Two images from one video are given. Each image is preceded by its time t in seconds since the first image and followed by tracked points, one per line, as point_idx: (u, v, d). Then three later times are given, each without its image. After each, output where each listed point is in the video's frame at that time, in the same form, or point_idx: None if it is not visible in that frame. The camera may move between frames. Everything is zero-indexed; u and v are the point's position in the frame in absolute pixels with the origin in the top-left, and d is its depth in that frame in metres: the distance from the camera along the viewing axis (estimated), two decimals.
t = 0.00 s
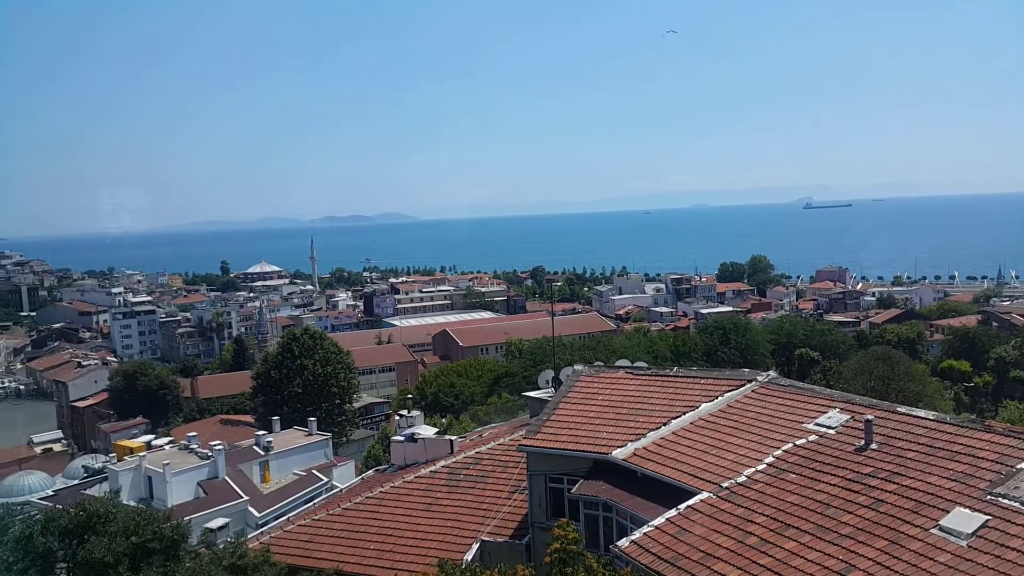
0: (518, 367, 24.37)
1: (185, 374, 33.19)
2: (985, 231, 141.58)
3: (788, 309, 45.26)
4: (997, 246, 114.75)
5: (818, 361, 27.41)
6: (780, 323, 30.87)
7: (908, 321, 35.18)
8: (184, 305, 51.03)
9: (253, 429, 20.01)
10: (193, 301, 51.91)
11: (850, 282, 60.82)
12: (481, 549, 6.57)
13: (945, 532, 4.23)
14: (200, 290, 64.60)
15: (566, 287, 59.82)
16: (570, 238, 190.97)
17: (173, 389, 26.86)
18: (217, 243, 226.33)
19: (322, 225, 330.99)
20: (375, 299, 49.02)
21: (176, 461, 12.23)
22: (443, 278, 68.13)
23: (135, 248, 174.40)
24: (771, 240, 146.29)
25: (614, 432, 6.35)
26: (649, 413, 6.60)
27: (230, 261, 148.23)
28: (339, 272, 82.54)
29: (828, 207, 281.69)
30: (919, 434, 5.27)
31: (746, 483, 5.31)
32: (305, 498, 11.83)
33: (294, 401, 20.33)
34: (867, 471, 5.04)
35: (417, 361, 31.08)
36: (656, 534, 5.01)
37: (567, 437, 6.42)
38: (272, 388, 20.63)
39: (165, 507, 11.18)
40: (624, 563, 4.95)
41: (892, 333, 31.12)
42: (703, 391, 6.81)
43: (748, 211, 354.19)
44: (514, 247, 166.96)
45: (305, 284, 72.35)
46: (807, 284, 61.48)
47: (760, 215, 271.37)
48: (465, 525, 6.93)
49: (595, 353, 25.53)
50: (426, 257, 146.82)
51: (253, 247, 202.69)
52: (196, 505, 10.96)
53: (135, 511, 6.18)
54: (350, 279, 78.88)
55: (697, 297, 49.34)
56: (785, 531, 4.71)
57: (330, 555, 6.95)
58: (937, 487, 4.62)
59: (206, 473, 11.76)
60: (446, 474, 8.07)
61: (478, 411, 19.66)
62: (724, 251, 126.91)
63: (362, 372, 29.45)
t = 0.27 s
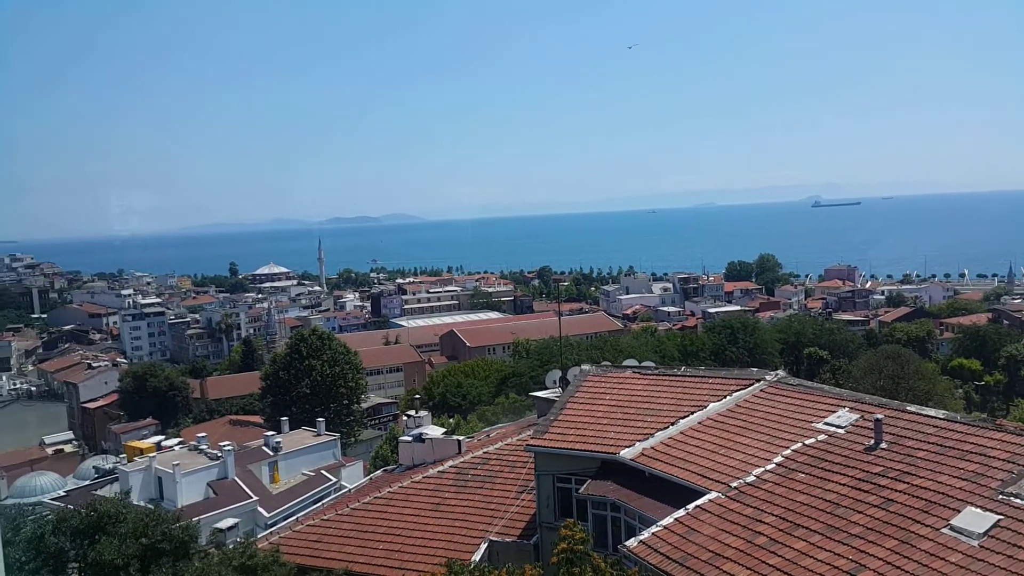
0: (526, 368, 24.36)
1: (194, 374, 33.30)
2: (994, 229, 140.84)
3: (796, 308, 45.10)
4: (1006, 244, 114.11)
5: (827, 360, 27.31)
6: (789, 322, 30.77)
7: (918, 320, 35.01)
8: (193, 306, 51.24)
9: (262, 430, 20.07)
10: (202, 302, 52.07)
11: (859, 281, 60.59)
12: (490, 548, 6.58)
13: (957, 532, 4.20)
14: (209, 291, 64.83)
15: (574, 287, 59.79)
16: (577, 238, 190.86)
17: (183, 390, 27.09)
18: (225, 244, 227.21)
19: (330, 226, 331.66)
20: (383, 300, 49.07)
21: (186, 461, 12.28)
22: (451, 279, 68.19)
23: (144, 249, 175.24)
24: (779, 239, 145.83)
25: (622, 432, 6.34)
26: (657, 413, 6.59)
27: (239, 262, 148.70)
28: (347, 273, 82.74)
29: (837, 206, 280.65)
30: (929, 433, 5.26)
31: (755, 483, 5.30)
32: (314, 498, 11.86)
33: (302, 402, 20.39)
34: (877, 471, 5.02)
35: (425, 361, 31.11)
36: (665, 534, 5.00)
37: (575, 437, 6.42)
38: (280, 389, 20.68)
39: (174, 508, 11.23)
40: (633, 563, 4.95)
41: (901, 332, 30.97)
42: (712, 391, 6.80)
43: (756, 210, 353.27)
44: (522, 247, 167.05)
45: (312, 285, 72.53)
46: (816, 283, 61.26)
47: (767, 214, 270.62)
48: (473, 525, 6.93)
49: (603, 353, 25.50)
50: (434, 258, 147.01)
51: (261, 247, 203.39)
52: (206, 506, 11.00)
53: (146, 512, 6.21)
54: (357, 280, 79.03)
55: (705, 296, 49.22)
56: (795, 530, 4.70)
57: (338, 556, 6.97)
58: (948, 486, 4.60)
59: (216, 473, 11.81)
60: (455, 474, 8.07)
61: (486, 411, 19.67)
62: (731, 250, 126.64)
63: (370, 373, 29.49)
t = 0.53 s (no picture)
0: (533, 369, 24.33)
1: (202, 375, 33.41)
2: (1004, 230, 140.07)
3: (805, 309, 44.97)
4: (1016, 245, 113.50)
5: (836, 361, 27.23)
6: (798, 323, 30.69)
7: (927, 321, 34.87)
8: (202, 307, 51.43)
9: (270, 430, 20.13)
10: (210, 303, 52.25)
11: (868, 282, 60.38)
12: (497, 549, 6.57)
13: (967, 534, 4.18)
14: (217, 292, 65.05)
15: (581, 288, 59.76)
16: (585, 239, 190.73)
17: (191, 390, 27.34)
18: (234, 245, 228.11)
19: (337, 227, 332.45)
20: (390, 301, 49.15)
21: (194, 461, 12.33)
22: (458, 279, 68.25)
23: (152, 250, 176.01)
24: (787, 240, 145.34)
25: (629, 433, 6.34)
26: (665, 414, 6.58)
27: (247, 262, 149.16)
28: (355, 274, 82.89)
29: (845, 207, 279.65)
30: (939, 434, 5.23)
31: (763, 485, 5.28)
32: (322, 499, 11.89)
33: (310, 402, 20.44)
34: (886, 473, 5.00)
35: (432, 362, 31.14)
36: (673, 536, 4.98)
37: (583, 438, 6.42)
38: (288, 389, 20.73)
39: (183, 508, 11.27)
40: (640, 565, 4.94)
41: (910, 334, 30.83)
42: (720, 392, 6.78)
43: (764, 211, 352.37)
44: (529, 248, 167.16)
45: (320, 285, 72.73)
46: (824, 284, 61.05)
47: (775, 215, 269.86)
48: (480, 526, 6.93)
49: (610, 354, 25.48)
50: (442, 259, 147.15)
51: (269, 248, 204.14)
52: (214, 506, 11.03)
53: (154, 513, 6.25)
54: (365, 281, 79.20)
55: (713, 297, 49.10)
56: (803, 533, 4.68)
57: (345, 556, 6.98)
58: (957, 488, 4.58)
59: (224, 473, 11.85)
60: (462, 475, 8.07)
61: (493, 412, 19.67)
62: (740, 251, 126.39)
63: (378, 373, 29.53)
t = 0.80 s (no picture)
0: (541, 368, 24.32)
1: (212, 374, 33.54)
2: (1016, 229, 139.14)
3: (814, 309, 44.81)
4: None
5: (846, 361, 27.15)
6: (807, 323, 30.60)
7: (937, 321, 34.71)
8: (211, 306, 51.66)
9: (279, 429, 20.19)
10: (220, 303, 52.45)
11: (878, 282, 60.14)
12: (505, 549, 6.58)
13: (977, 536, 4.16)
14: (227, 292, 65.29)
15: (589, 288, 59.73)
16: (593, 239, 190.55)
17: (201, 390, 27.50)
18: (243, 245, 229.14)
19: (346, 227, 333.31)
20: (399, 300, 49.26)
21: (204, 460, 12.39)
22: (466, 279, 68.29)
23: (161, 249, 176.75)
24: (796, 240, 144.78)
25: (638, 434, 6.33)
26: (673, 414, 6.57)
27: (256, 262, 149.71)
28: (363, 274, 83.06)
29: (854, 206, 278.46)
30: (950, 435, 5.20)
31: (772, 485, 5.27)
32: (331, 498, 11.93)
33: (319, 402, 20.49)
34: (896, 474, 4.98)
35: (441, 361, 31.18)
36: (682, 536, 4.98)
37: (590, 438, 6.42)
38: (297, 389, 20.79)
39: (193, 506, 11.32)
40: (648, 565, 4.93)
41: (921, 334, 30.67)
42: (729, 392, 6.76)
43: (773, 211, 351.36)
44: (538, 248, 167.25)
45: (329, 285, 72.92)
46: (834, 284, 60.81)
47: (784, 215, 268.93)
48: (488, 525, 6.94)
49: (619, 354, 25.47)
50: (450, 258, 147.31)
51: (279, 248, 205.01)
52: (223, 504, 11.07)
53: (163, 511, 6.29)
54: (373, 280, 79.41)
55: (721, 297, 48.97)
56: (813, 533, 4.66)
57: (354, 555, 7.00)
58: (967, 490, 4.56)
59: (233, 472, 11.89)
60: (470, 475, 8.08)
61: (501, 411, 19.68)
62: (748, 251, 126.13)
63: (387, 373, 29.59)
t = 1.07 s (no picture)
0: (548, 368, 24.28)
1: (219, 374, 33.65)
2: None
3: (822, 310, 44.66)
4: None
5: (853, 363, 27.06)
6: (815, 324, 30.49)
7: (946, 323, 34.54)
8: (219, 306, 51.86)
9: (285, 429, 20.23)
10: (227, 302, 52.59)
11: (886, 283, 59.91)
12: (511, 549, 6.58)
13: (985, 538, 4.13)
14: (235, 291, 65.48)
15: (596, 289, 59.70)
16: (601, 239, 190.38)
17: (209, 389, 27.62)
18: (251, 245, 229.96)
19: (353, 227, 333.85)
20: (406, 300, 49.33)
21: (211, 459, 12.42)
22: (473, 279, 68.32)
23: (169, 249, 177.49)
24: (804, 241, 144.31)
25: (644, 434, 6.32)
26: (680, 415, 6.55)
27: (264, 261, 150.16)
28: (370, 274, 83.21)
29: (862, 207, 277.42)
30: (958, 437, 5.17)
31: (779, 487, 5.25)
32: (337, 497, 11.95)
33: (326, 401, 20.54)
34: (903, 476, 4.95)
35: (447, 362, 31.21)
36: (688, 538, 4.97)
37: (598, 438, 6.40)
38: (304, 388, 20.83)
39: (200, 506, 11.35)
40: (654, 567, 4.92)
41: (928, 335, 30.51)
42: (736, 393, 6.75)
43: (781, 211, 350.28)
44: (545, 248, 167.23)
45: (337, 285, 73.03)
46: (842, 285, 60.53)
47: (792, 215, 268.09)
48: (494, 526, 6.93)
49: (625, 354, 25.45)
50: (457, 258, 147.45)
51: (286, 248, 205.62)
52: (230, 504, 11.10)
53: (170, 510, 6.31)
54: (380, 280, 79.54)
55: (729, 298, 48.83)
56: (819, 535, 4.65)
57: (360, 555, 7.01)
58: (975, 492, 4.53)
59: (240, 471, 11.93)
60: (476, 475, 8.08)
61: (507, 412, 19.68)
62: (756, 251, 125.80)
63: (393, 373, 29.62)
